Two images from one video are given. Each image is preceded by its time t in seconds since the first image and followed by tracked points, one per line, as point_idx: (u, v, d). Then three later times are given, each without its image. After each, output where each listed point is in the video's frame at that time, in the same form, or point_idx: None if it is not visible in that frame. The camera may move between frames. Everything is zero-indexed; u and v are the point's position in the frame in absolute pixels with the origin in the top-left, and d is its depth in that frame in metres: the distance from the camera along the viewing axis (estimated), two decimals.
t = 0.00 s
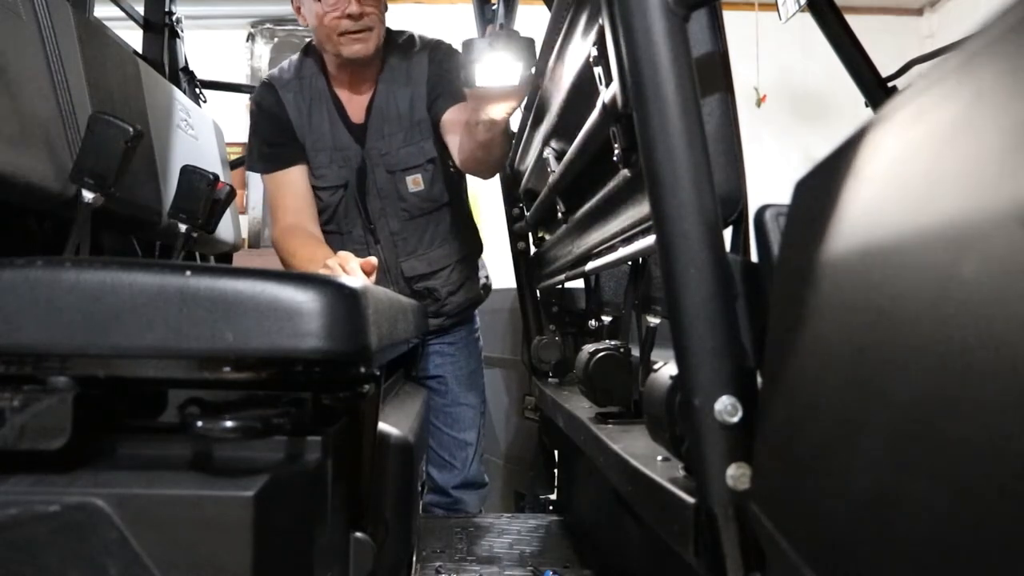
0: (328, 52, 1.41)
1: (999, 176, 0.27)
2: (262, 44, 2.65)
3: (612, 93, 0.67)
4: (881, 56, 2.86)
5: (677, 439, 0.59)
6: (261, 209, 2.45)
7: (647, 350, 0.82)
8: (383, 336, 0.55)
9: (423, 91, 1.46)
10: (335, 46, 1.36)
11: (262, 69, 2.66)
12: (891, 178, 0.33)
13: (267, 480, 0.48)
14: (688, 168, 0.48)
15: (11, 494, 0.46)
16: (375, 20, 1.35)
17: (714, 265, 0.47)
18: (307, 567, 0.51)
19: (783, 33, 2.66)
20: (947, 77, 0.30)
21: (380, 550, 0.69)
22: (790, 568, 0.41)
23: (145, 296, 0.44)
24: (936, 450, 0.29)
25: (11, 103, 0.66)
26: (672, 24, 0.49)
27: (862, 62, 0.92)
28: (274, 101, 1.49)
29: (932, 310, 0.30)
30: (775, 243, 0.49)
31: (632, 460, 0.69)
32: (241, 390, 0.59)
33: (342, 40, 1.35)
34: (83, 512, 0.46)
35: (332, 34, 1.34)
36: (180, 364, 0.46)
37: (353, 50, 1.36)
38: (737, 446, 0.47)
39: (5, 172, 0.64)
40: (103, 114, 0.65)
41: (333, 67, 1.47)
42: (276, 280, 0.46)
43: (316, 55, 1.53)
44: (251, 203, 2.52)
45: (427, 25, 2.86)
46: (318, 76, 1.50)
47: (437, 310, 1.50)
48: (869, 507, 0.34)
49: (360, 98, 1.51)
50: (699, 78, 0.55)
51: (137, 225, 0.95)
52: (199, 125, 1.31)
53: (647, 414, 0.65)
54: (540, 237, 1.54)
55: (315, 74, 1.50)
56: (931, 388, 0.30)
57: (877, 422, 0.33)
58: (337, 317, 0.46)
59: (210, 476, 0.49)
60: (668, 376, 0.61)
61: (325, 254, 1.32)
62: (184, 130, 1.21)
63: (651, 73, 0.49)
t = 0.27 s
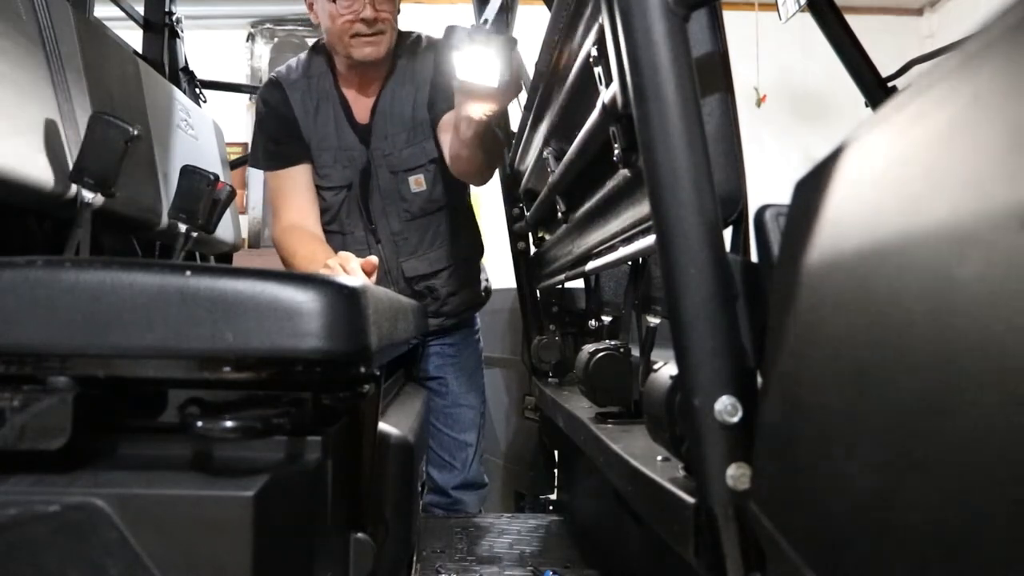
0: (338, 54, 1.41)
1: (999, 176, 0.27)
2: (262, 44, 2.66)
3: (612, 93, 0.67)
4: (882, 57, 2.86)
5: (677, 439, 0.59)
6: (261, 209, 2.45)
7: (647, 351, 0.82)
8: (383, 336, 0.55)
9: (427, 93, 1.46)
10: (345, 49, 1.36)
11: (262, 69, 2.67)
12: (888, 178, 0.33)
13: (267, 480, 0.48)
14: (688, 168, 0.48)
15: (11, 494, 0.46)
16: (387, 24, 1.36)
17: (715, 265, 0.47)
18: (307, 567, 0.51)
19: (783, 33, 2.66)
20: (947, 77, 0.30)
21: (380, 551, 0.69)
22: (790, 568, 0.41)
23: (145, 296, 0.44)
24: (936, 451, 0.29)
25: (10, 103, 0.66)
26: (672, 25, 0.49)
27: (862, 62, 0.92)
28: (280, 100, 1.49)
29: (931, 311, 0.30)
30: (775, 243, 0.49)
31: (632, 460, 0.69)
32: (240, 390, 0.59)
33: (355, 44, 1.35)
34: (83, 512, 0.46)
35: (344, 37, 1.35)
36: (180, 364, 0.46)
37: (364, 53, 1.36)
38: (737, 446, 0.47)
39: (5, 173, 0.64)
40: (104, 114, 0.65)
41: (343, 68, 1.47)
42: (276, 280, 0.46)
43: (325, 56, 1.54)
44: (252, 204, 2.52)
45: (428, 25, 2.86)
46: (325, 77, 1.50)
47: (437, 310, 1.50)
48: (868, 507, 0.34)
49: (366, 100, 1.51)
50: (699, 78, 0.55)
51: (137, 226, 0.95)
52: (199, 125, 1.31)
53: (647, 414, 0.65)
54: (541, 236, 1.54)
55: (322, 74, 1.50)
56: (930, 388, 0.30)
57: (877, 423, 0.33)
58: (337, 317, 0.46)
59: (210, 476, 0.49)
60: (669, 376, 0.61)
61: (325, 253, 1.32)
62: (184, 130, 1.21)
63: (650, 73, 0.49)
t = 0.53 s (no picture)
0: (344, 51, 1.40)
1: (1000, 177, 0.27)
2: (261, 45, 2.66)
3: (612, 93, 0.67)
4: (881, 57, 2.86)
5: (677, 439, 0.59)
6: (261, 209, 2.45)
7: (647, 350, 0.82)
8: (383, 336, 0.55)
9: (430, 98, 1.47)
10: (350, 41, 1.36)
11: (262, 69, 2.67)
12: (887, 178, 0.33)
13: (267, 480, 0.48)
14: (688, 168, 0.48)
15: (11, 494, 0.46)
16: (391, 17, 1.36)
17: (715, 265, 0.47)
18: (307, 566, 0.51)
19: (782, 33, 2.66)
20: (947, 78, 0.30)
21: (380, 550, 0.69)
22: (790, 568, 0.41)
23: (145, 296, 0.44)
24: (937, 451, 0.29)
25: (10, 103, 0.66)
26: (673, 24, 0.48)
27: (862, 62, 0.92)
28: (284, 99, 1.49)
29: (931, 310, 0.30)
30: (775, 243, 0.49)
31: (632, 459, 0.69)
32: (240, 389, 0.59)
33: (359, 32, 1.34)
34: (83, 512, 0.46)
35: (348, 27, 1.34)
36: (180, 364, 0.46)
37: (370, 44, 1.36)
38: (737, 446, 0.47)
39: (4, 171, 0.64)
40: (103, 114, 0.65)
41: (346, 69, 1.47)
42: (276, 280, 0.46)
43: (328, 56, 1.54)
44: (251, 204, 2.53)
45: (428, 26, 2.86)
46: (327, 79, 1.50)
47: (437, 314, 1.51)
48: (869, 505, 0.34)
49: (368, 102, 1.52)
50: (699, 79, 0.55)
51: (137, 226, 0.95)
52: (200, 125, 1.31)
53: (647, 414, 0.65)
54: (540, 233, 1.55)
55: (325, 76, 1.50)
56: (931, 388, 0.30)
57: (877, 423, 0.33)
58: (337, 317, 0.46)
59: (209, 476, 0.49)
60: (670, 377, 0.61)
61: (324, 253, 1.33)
62: (184, 130, 1.20)
63: (650, 73, 0.49)
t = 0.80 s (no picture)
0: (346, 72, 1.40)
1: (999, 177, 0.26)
2: (262, 45, 2.65)
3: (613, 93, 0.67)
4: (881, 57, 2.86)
5: (677, 438, 0.59)
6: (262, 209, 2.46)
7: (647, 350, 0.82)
8: (383, 337, 0.55)
9: (434, 123, 1.45)
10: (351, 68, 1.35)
11: (262, 69, 2.67)
12: (887, 178, 0.33)
13: (266, 480, 0.48)
14: (688, 168, 0.48)
15: (11, 494, 0.46)
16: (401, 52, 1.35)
17: (715, 264, 0.47)
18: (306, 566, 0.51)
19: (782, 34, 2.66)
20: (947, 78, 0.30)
21: (380, 549, 0.69)
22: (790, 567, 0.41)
23: (145, 296, 0.44)
24: (937, 450, 0.29)
25: (11, 102, 0.66)
26: (673, 24, 0.48)
27: (862, 62, 0.92)
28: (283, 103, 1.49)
29: (931, 310, 0.30)
30: (775, 243, 0.49)
31: (632, 459, 0.69)
32: (240, 389, 0.59)
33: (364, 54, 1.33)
34: (83, 512, 0.46)
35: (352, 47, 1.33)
36: (181, 363, 0.46)
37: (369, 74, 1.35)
38: (738, 445, 0.47)
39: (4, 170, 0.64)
40: (104, 114, 0.65)
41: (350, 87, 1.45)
42: (276, 280, 0.46)
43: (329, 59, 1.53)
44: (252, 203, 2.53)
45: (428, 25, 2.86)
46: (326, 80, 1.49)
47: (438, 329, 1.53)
48: (869, 504, 0.34)
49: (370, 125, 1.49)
50: (699, 79, 0.55)
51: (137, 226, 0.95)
52: (200, 125, 1.31)
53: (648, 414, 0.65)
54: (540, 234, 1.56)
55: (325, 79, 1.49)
56: (930, 387, 0.30)
57: (877, 422, 0.33)
58: (337, 317, 0.46)
59: (209, 476, 0.49)
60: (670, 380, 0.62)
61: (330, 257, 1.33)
62: (184, 130, 1.20)
63: (650, 73, 0.49)
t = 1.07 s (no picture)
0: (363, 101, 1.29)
1: (997, 176, 0.26)
2: (262, 44, 2.65)
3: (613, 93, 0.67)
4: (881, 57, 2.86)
5: (677, 438, 0.59)
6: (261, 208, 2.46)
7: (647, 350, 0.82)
8: (383, 337, 0.55)
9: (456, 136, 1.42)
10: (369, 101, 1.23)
11: (262, 69, 2.67)
12: (887, 178, 0.33)
13: (266, 480, 0.48)
14: (688, 169, 0.48)
15: (11, 493, 0.46)
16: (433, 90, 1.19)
17: (714, 264, 0.47)
18: (306, 566, 0.51)
19: (782, 34, 2.66)
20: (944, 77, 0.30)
21: (380, 549, 0.69)
22: (790, 565, 0.41)
23: (145, 296, 0.44)
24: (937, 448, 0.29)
25: (10, 103, 0.66)
26: (673, 24, 0.48)
27: (862, 62, 0.92)
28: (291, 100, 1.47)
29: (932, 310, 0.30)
30: (775, 242, 0.49)
31: (632, 459, 0.69)
32: (240, 389, 0.58)
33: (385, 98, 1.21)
34: (83, 511, 0.46)
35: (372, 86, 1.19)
36: (180, 363, 0.46)
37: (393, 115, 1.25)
38: (738, 445, 0.47)
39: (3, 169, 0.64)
40: (104, 113, 0.65)
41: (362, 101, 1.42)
42: (276, 280, 0.46)
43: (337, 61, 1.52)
44: (252, 203, 2.53)
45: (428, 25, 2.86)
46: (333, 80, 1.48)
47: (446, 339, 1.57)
48: (868, 503, 0.34)
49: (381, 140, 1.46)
50: (699, 79, 0.55)
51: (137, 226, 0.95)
52: (200, 125, 1.31)
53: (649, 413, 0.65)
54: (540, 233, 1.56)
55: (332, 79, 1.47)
56: (931, 386, 0.30)
57: (877, 422, 0.33)
58: (337, 317, 0.46)
59: (209, 476, 0.49)
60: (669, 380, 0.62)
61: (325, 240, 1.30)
62: (183, 130, 1.20)
63: (650, 73, 0.49)
